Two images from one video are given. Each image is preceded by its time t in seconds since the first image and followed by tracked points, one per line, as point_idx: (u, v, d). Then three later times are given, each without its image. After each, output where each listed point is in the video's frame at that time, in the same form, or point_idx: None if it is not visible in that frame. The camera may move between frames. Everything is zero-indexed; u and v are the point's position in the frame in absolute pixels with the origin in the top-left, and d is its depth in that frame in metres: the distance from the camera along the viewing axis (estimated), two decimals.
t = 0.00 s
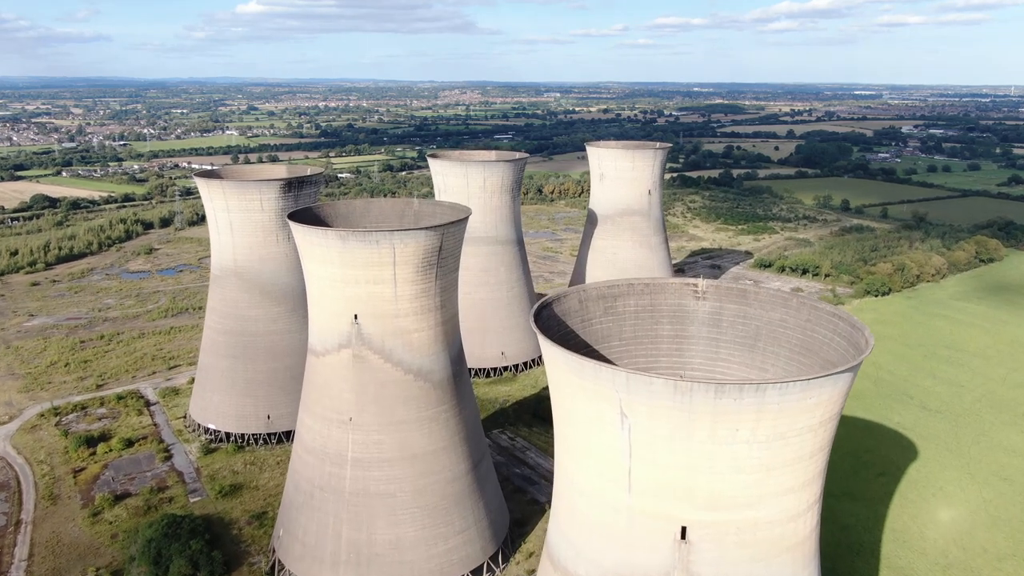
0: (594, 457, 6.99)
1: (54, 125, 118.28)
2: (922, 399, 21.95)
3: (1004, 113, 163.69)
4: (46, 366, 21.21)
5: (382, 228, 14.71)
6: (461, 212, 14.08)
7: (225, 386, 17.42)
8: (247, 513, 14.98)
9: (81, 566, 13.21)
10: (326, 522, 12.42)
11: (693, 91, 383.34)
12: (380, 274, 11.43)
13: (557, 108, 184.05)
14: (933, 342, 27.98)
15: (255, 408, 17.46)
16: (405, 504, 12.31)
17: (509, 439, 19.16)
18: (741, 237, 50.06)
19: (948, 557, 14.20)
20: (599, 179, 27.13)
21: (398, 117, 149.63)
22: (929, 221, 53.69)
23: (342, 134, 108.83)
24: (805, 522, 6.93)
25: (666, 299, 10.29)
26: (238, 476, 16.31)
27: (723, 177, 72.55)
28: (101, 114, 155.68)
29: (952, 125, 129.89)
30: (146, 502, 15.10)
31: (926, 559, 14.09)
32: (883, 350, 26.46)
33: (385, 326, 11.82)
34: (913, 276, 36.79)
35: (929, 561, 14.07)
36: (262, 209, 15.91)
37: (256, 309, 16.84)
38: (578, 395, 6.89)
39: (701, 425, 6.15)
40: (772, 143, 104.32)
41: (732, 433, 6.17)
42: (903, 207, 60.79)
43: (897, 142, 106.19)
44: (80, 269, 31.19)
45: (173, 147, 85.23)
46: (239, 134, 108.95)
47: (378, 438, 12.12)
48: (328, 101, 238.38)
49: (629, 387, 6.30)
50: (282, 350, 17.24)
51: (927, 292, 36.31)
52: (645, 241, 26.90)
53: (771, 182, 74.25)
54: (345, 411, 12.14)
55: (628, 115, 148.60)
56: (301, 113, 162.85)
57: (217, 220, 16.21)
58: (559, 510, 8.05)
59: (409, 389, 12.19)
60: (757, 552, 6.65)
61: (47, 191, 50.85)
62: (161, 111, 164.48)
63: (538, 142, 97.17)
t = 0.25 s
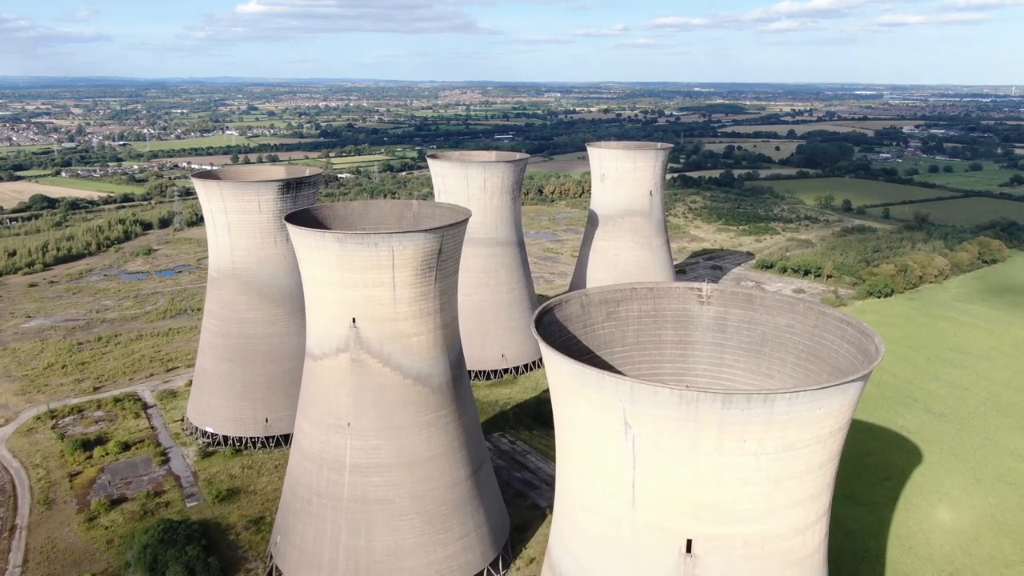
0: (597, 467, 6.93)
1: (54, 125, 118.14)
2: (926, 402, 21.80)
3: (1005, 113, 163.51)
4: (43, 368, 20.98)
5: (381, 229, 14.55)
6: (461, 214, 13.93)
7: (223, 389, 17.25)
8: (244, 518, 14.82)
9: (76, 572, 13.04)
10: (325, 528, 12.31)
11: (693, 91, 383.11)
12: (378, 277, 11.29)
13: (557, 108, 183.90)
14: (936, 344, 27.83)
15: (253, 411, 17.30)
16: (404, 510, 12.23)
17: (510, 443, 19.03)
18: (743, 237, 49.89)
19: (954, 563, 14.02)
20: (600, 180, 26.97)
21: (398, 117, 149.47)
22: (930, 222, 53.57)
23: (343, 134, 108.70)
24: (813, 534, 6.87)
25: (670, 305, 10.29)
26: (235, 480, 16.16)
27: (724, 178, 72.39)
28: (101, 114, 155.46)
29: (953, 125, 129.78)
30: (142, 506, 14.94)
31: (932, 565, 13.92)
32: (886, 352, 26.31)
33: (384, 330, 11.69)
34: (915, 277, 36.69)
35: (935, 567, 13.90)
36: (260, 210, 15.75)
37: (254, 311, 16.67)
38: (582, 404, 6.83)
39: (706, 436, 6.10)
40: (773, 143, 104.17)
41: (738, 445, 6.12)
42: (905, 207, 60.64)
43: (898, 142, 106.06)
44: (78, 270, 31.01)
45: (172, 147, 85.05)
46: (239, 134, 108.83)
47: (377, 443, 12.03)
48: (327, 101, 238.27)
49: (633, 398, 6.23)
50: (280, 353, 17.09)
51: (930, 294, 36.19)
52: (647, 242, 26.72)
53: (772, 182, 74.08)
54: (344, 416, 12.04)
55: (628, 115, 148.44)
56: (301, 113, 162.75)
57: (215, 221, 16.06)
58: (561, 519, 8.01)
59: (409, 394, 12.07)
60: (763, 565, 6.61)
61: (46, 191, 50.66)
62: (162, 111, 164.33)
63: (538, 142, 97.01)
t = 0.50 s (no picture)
0: (600, 476, 6.82)
1: (54, 125, 118.04)
2: (929, 404, 21.65)
3: (1006, 113, 163.28)
4: (41, 370, 20.83)
5: (381, 231, 14.41)
6: (461, 215, 13.78)
7: (221, 392, 17.10)
8: (242, 522, 14.68)
9: None
10: (323, 533, 12.19)
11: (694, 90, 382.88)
12: (377, 280, 11.17)
13: (558, 108, 183.71)
14: (939, 346, 27.69)
15: (251, 414, 17.15)
16: (403, 516, 12.09)
17: (510, 446, 18.90)
18: (744, 238, 49.75)
19: (959, 569, 13.85)
20: (602, 180, 26.82)
21: (399, 117, 149.38)
22: (932, 222, 53.44)
23: (343, 134, 108.59)
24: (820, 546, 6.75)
25: (673, 309, 10.22)
26: (233, 484, 16.01)
27: (725, 178, 72.24)
28: (101, 114, 155.33)
29: (954, 125, 129.66)
30: (139, 511, 14.79)
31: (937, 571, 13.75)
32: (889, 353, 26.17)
33: (383, 333, 11.57)
34: (918, 278, 36.57)
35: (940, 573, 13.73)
36: (258, 211, 15.61)
37: (252, 313, 16.52)
38: (585, 412, 6.74)
39: (712, 445, 6.00)
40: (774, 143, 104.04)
41: (745, 454, 6.01)
42: (907, 208, 60.50)
43: (899, 142, 105.93)
44: (77, 270, 30.89)
45: (172, 147, 84.96)
46: (239, 134, 108.78)
47: (375, 448, 11.91)
48: (327, 100, 238.31)
49: (636, 407, 6.13)
50: (278, 355, 16.95)
51: (932, 295, 36.06)
52: (648, 243, 26.56)
53: (773, 183, 73.93)
54: (342, 421, 11.92)
55: (629, 115, 148.28)
56: (301, 113, 162.74)
57: (213, 223, 15.91)
58: (563, 527, 7.92)
59: (408, 398, 11.95)
60: None
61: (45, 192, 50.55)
62: (162, 111, 164.25)
63: (539, 142, 96.90)
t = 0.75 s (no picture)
0: (604, 486, 6.76)
1: (54, 125, 117.96)
2: (934, 406, 21.48)
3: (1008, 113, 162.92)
4: (38, 372, 20.67)
5: (380, 233, 14.28)
6: (461, 217, 13.65)
7: (219, 395, 16.95)
8: (240, 527, 14.52)
9: None
10: (321, 540, 12.09)
11: (695, 90, 382.60)
12: (375, 283, 11.08)
13: (558, 108, 183.77)
14: (942, 348, 27.53)
15: (250, 418, 16.99)
16: (403, 522, 11.99)
17: (511, 450, 18.77)
18: (746, 239, 49.59)
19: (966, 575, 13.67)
20: (603, 181, 26.63)
21: (399, 117, 149.21)
22: (935, 223, 53.25)
23: (343, 134, 108.48)
24: (829, 558, 6.70)
25: (678, 314, 10.13)
26: (231, 488, 15.87)
27: (726, 178, 72.04)
28: (101, 114, 155.15)
29: (956, 125, 129.43)
30: (136, 515, 14.64)
31: None
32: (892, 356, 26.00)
33: (382, 337, 11.50)
34: (921, 279, 36.41)
35: None
36: (256, 213, 15.47)
37: (250, 315, 16.37)
38: (588, 421, 6.69)
39: (720, 457, 5.94)
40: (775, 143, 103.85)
41: (754, 466, 5.94)
42: (909, 208, 60.32)
43: (901, 142, 105.73)
44: (75, 272, 30.76)
45: (172, 148, 84.81)
46: (240, 134, 108.65)
47: (374, 454, 11.83)
48: (328, 101, 238.23)
49: (642, 417, 6.08)
50: (277, 358, 16.80)
51: (935, 296, 35.89)
52: (650, 244, 26.39)
53: (775, 183, 73.72)
54: (340, 425, 11.85)
55: (630, 115, 148.07)
56: (301, 113, 162.66)
57: (211, 224, 15.77)
58: (565, 537, 7.86)
59: (407, 403, 11.87)
60: None
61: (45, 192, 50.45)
62: (162, 111, 164.42)
63: (540, 142, 96.73)
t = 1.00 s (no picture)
0: (609, 496, 6.72)
1: (56, 125, 117.97)
2: (939, 409, 21.31)
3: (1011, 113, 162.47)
4: (37, 374, 20.54)
5: (380, 235, 14.17)
6: (461, 218, 13.55)
7: (218, 398, 16.82)
8: (239, 532, 14.39)
9: None
10: (320, 545, 12.03)
11: (697, 90, 382.18)
12: (375, 286, 11.02)
13: (559, 108, 183.63)
14: (947, 351, 27.36)
15: (249, 420, 16.86)
16: (403, 527, 11.94)
17: (513, 453, 18.65)
18: (748, 239, 49.43)
19: None
20: (605, 182, 26.47)
21: (401, 117, 149.13)
22: (939, 223, 53.03)
23: (345, 134, 108.41)
24: (838, 570, 6.66)
25: (683, 319, 10.17)
26: (230, 492, 15.74)
27: (729, 178, 71.85)
28: (103, 114, 155.20)
29: (958, 125, 129.10)
30: (134, 519, 14.50)
31: None
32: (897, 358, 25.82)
33: (382, 341, 11.42)
34: (925, 280, 36.22)
35: None
36: (255, 214, 15.35)
37: (250, 317, 16.24)
38: (591, 429, 6.65)
39: (728, 468, 5.89)
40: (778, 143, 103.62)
41: (764, 477, 5.90)
42: (912, 209, 60.07)
43: (904, 142, 105.46)
44: (76, 272, 30.67)
45: (173, 148, 84.72)
46: (241, 134, 108.60)
47: (375, 458, 11.77)
48: (329, 100, 238.20)
49: (647, 427, 6.03)
50: (277, 360, 16.67)
51: (940, 297, 35.70)
52: (652, 245, 26.23)
53: (777, 183, 73.51)
54: (340, 430, 11.78)
55: (632, 115, 147.92)
56: (303, 113, 162.65)
57: (210, 225, 15.65)
58: (569, 544, 7.81)
59: (408, 407, 11.81)
60: None
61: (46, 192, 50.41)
62: (163, 111, 164.43)
63: (541, 142, 96.57)
